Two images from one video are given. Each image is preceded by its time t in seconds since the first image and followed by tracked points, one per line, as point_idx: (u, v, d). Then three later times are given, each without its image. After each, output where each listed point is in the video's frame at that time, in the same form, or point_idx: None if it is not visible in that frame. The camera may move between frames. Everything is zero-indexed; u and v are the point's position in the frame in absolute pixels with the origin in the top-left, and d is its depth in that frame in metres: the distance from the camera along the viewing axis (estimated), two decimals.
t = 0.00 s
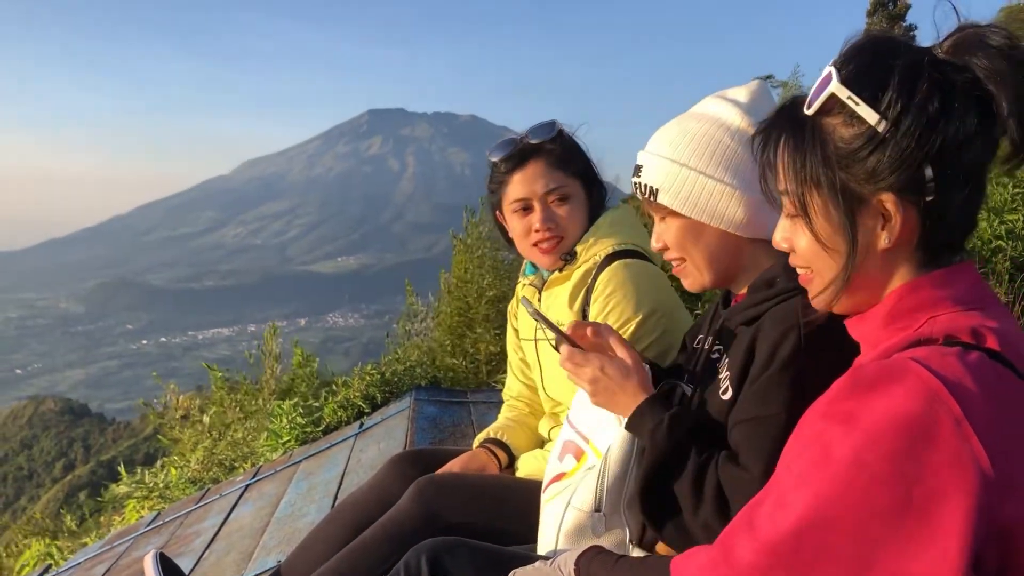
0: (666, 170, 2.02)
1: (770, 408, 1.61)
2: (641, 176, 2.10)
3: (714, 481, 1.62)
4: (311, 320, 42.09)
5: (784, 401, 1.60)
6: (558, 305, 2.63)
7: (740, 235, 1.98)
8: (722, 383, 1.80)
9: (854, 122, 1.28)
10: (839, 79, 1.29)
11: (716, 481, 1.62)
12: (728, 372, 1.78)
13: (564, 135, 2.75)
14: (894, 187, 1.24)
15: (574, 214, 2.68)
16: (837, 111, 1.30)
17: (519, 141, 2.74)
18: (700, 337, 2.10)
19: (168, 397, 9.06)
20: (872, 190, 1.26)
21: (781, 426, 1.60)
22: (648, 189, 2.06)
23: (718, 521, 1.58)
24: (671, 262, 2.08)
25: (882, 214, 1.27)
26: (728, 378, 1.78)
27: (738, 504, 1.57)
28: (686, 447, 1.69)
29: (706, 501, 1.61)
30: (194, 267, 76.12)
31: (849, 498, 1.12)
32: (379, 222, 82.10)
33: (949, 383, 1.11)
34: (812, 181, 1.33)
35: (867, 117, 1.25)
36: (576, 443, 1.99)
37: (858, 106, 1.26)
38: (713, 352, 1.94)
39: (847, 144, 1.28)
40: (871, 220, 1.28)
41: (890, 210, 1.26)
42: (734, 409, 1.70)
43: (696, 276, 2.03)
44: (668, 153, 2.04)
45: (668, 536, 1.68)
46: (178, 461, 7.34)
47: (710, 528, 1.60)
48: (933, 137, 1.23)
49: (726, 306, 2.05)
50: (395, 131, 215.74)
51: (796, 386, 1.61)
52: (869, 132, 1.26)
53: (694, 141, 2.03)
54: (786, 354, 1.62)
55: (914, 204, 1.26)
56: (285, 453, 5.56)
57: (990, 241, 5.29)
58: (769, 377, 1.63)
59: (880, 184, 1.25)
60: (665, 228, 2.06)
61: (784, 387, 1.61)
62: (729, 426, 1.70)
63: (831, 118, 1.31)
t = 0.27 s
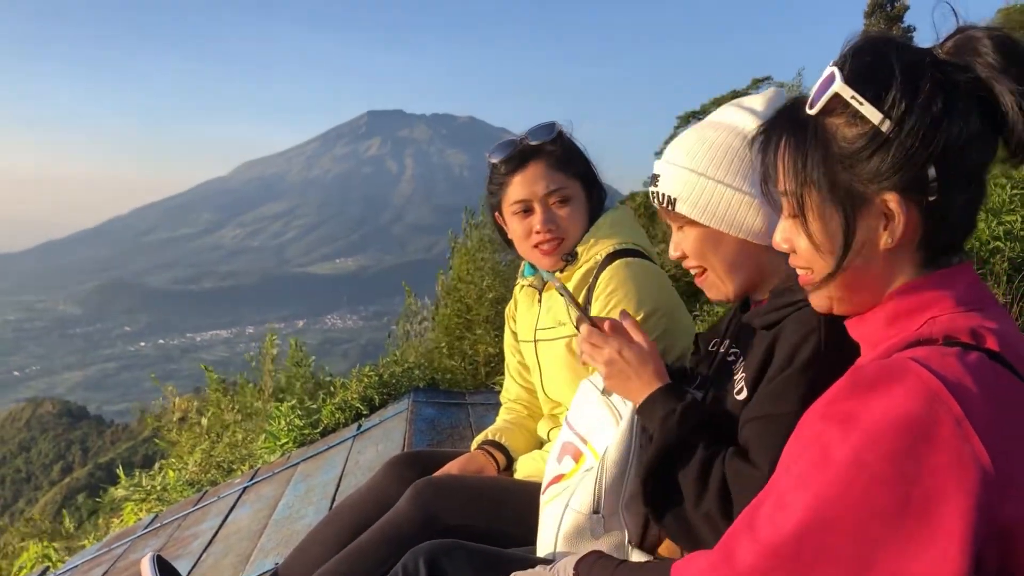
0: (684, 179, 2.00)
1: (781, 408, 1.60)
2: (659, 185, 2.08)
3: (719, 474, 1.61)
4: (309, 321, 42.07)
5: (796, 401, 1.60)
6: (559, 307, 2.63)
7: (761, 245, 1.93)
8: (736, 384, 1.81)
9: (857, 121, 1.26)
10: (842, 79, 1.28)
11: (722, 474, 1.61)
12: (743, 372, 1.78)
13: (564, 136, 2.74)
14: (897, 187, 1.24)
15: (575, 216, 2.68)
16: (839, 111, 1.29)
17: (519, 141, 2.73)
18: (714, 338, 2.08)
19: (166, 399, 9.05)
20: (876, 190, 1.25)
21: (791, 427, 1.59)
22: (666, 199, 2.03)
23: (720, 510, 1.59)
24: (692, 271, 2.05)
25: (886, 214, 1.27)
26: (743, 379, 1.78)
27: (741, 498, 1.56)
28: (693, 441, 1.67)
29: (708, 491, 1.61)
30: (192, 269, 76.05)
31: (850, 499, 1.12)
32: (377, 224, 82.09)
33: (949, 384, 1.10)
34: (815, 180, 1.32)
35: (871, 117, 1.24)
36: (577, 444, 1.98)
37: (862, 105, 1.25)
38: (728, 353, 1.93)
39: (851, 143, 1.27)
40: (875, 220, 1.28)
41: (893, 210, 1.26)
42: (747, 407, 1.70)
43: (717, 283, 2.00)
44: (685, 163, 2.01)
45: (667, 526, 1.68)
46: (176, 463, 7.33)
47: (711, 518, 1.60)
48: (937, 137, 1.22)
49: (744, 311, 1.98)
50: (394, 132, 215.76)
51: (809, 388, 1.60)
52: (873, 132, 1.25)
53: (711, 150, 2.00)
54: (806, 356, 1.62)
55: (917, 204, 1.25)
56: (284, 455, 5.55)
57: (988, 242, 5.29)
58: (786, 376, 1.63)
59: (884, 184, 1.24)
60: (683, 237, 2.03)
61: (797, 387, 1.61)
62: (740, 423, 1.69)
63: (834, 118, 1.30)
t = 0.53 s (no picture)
0: (701, 179, 1.97)
1: (787, 408, 1.60)
2: (677, 185, 2.06)
3: (726, 471, 1.59)
4: (304, 323, 42.01)
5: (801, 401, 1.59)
6: (555, 307, 2.62)
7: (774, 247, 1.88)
8: (746, 383, 1.80)
9: (867, 116, 1.26)
10: (852, 74, 1.28)
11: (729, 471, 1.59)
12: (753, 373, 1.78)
13: (563, 136, 2.74)
14: (907, 183, 1.23)
15: (571, 218, 2.67)
16: (849, 107, 1.28)
17: (517, 141, 2.72)
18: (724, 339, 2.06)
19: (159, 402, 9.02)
20: (887, 186, 1.24)
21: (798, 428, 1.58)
22: (684, 198, 2.01)
23: (723, 507, 1.57)
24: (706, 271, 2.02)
25: (893, 211, 1.26)
26: (752, 379, 1.78)
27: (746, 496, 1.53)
28: (700, 436, 1.67)
29: (713, 489, 1.60)
30: (186, 271, 75.86)
31: (846, 502, 1.12)
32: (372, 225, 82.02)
33: (943, 383, 1.10)
34: (823, 176, 1.30)
35: (883, 112, 1.24)
36: (574, 445, 1.98)
37: (874, 100, 1.25)
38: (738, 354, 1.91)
39: (861, 139, 1.26)
40: (882, 216, 1.27)
41: (903, 206, 1.25)
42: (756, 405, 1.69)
43: (731, 284, 1.96)
44: (704, 162, 1.99)
45: (671, 521, 1.64)
46: (171, 465, 7.31)
47: (716, 515, 1.58)
48: (945, 134, 1.24)
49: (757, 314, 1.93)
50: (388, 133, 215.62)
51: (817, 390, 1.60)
52: (884, 127, 1.24)
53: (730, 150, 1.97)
54: (816, 358, 1.62)
55: (924, 202, 1.25)
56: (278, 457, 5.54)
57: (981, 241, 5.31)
58: (795, 375, 1.63)
59: (895, 179, 1.23)
60: (699, 236, 2.00)
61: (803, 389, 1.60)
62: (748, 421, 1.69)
63: (842, 113, 1.29)
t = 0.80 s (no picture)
0: (699, 181, 1.93)
1: (778, 403, 1.61)
2: (676, 188, 2.02)
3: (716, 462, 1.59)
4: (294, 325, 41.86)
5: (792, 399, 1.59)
6: (546, 308, 2.61)
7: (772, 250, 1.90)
8: (740, 382, 1.81)
9: (863, 110, 1.27)
10: (848, 70, 1.29)
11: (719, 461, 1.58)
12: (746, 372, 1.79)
13: (555, 136, 2.73)
14: (903, 178, 1.24)
15: (564, 217, 2.67)
16: (844, 102, 1.29)
17: (510, 140, 2.72)
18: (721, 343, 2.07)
19: (148, 404, 8.97)
20: (882, 181, 1.24)
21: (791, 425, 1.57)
22: (682, 200, 1.99)
23: (709, 495, 1.57)
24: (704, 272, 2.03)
25: (888, 206, 1.26)
26: (746, 378, 1.79)
27: (730, 488, 1.53)
28: (695, 424, 1.68)
29: (702, 476, 1.60)
30: (175, 273, 75.47)
31: (836, 500, 1.11)
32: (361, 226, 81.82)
33: (931, 380, 1.11)
34: (820, 169, 1.29)
35: (880, 108, 1.25)
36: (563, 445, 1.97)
37: (870, 94, 1.26)
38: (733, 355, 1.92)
39: (857, 133, 1.26)
40: (878, 211, 1.26)
41: (899, 201, 1.25)
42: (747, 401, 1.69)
43: (728, 286, 1.98)
44: (702, 164, 1.95)
45: (659, 507, 1.64)
46: (160, 468, 7.26)
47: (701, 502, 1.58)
48: (939, 131, 1.25)
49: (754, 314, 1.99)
50: (377, 134, 215.16)
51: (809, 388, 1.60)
52: (880, 122, 1.25)
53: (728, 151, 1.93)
54: (811, 354, 1.62)
55: (919, 197, 1.25)
56: (269, 459, 5.51)
57: (968, 240, 5.35)
58: (789, 369, 1.64)
59: (892, 174, 1.24)
60: (696, 238, 2.00)
61: (794, 385, 1.61)
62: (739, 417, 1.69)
63: (837, 109, 1.30)
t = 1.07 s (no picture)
0: (702, 180, 1.94)
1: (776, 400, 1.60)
2: (680, 186, 2.03)
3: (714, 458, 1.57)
4: (279, 325, 41.64)
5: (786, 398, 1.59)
6: (536, 306, 2.60)
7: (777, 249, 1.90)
8: (739, 380, 1.83)
9: (858, 107, 1.27)
10: (844, 65, 1.29)
11: (718, 456, 1.57)
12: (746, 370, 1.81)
13: (546, 134, 2.73)
14: (896, 175, 1.25)
15: (554, 216, 2.67)
16: (838, 98, 1.29)
17: (501, 137, 2.71)
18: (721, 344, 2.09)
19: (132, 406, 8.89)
20: (876, 177, 1.25)
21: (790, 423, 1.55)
22: (686, 199, 2.00)
23: (708, 492, 1.55)
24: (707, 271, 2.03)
25: (883, 203, 1.26)
26: (746, 375, 1.81)
27: (729, 485, 1.51)
28: (695, 419, 1.66)
29: (700, 472, 1.58)
30: (158, 274, 74.86)
31: (829, 496, 1.12)
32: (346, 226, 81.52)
33: (923, 375, 1.11)
34: (817, 166, 1.29)
35: (875, 106, 1.25)
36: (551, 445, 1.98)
37: (865, 91, 1.26)
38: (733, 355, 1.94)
39: (851, 132, 1.26)
40: (872, 208, 1.27)
41: (894, 197, 1.26)
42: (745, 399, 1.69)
43: (732, 284, 1.97)
44: (706, 162, 1.95)
45: (657, 501, 1.63)
46: (145, 470, 7.20)
47: (699, 498, 1.56)
48: (933, 129, 1.26)
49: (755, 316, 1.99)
50: (362, 133, 214.42)
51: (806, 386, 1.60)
52: (874, 119, 1.25)
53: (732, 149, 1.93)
54: (810, 351, 1.62)
55: (913, 194, 1.26)
56: (254, 460, 5.47)
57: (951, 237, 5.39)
58: (788, 367, 1.64)
59: (885, 171, 1.24)
60: (700, 237, 2.00)
61: (791, 381, 1.61)
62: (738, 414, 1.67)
63: (832, 105, 1.30)
